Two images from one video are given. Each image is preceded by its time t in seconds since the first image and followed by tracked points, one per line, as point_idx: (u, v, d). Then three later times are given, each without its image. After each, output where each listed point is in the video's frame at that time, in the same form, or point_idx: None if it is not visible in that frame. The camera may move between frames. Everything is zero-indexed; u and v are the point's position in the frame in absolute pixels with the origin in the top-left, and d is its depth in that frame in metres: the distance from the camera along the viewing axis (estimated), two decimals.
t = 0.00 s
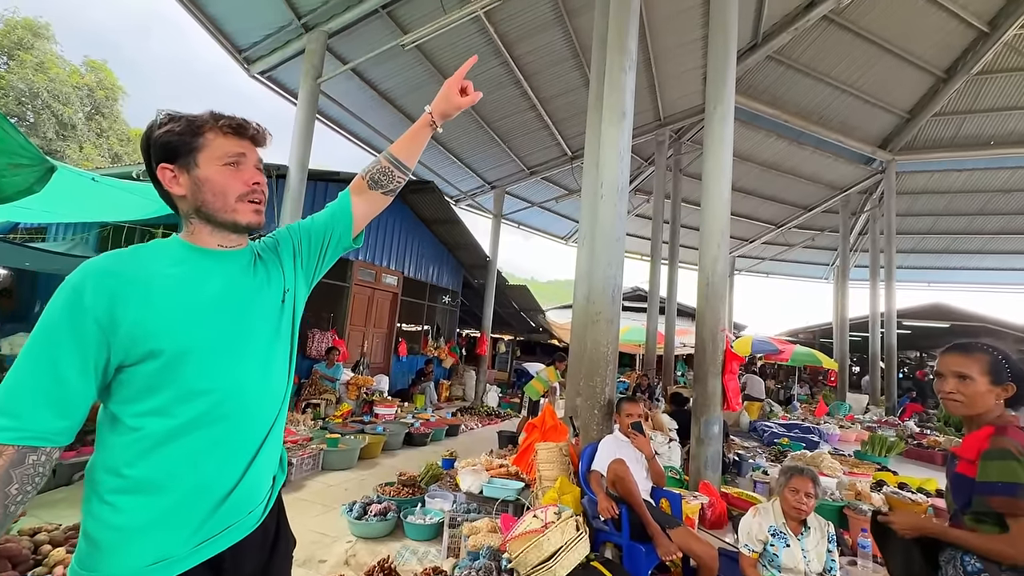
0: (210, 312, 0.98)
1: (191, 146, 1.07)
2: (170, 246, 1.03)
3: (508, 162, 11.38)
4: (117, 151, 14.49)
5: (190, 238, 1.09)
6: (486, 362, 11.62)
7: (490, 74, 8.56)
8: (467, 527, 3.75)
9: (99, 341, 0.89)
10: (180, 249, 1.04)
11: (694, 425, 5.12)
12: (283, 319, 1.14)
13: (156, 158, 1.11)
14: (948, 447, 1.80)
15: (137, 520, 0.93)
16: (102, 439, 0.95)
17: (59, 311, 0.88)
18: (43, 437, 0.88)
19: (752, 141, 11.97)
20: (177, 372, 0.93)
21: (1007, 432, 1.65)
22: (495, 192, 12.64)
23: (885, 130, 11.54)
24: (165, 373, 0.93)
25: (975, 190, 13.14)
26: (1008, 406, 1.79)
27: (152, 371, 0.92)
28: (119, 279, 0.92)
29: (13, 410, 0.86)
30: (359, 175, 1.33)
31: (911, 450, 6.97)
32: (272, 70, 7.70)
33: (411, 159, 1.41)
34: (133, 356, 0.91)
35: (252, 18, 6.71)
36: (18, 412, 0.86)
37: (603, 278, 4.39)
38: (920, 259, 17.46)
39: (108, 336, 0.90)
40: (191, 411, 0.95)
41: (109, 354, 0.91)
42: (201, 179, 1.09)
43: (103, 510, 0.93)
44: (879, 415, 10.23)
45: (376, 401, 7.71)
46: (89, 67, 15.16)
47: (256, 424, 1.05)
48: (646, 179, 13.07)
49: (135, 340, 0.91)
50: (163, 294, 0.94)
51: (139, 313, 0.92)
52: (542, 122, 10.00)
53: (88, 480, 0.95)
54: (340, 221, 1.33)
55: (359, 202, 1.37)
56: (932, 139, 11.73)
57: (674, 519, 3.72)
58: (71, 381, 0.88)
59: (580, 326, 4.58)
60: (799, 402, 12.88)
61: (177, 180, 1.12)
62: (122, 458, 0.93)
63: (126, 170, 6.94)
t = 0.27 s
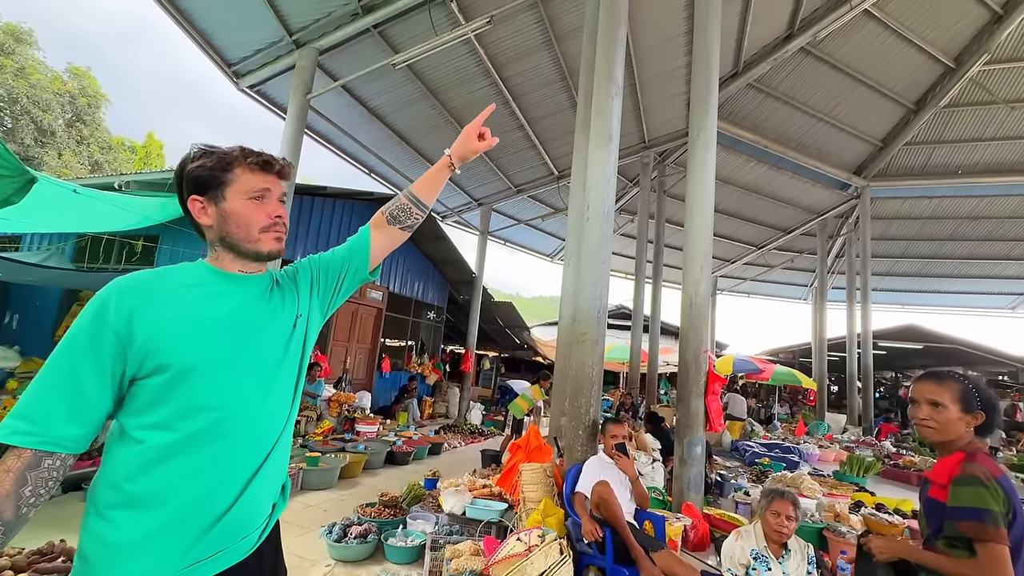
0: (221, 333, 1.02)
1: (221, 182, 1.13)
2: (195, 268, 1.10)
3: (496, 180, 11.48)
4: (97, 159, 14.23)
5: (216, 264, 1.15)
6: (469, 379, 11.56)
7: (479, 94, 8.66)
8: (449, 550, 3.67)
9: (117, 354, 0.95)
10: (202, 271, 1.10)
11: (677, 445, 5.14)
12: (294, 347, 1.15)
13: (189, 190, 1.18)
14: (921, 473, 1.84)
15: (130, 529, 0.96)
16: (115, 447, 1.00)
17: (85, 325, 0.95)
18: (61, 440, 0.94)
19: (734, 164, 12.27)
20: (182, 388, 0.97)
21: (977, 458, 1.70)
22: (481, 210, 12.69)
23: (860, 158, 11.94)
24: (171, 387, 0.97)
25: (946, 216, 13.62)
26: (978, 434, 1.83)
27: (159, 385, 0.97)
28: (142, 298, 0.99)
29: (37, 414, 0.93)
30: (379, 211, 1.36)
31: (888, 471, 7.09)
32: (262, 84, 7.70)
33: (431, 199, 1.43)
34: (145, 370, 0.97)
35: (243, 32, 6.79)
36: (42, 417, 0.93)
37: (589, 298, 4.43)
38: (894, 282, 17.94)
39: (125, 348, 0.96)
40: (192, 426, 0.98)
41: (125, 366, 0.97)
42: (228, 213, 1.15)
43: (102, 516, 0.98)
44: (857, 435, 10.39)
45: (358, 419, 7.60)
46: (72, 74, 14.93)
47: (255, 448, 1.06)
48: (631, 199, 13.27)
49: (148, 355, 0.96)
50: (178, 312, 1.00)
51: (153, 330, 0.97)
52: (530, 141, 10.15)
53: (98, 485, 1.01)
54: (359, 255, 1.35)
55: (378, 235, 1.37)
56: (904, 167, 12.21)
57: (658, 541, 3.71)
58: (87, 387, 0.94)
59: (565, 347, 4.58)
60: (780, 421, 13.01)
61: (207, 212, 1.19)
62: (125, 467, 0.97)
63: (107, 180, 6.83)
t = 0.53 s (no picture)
0: (211, 355, 1.06)
1: (227, 222, 1.19)
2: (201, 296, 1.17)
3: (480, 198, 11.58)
4: (72, 167, 13.95)
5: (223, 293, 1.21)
6: (449, 396, 11.49)
7: (465, 114, 8.78)
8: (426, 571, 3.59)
9: (117, 369, 1.02)
10: (207, 298, 1.16)
11: (654, 465, 5.18)
12: (284, 376, 1.17)
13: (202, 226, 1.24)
14: (883, 494, 1.92)
15: (106, 537, 0.99)
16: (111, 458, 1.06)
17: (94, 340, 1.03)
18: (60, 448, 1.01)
19: (712, 188, 12.59)
20: (168, 406, 1.01)
21: (934, 480, 1.77)
22: (465, 227, 12.77)
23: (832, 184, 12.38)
24: (160, 405, 1.02)
25: (914, 241, 14.12)
26: (933, 456, 1.91)
27: (149, 401, 1.02)
28: (148, 319, 1.06)
29: (45, 422, 1.01)
30: (384, 253, 1.38)
31: (861, 490, 7.22)
32: (247, 98, 7.71)
33: (435, 243, 1.43)
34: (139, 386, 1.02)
35: (230, 47, 6.82)
36: (47, 424, 1.01)
37: (569, 317, 4.48)
38: (867, 304, 18.44)
39: (126, 365, 1.03)
40: (173, 444, 1.01)
41: (124, 382, 1.03)
42: (232, 250, 1.21)
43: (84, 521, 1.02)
44: (831, 454, 10.56)
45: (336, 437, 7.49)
46: (50, 80, 14.68)
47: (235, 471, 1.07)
48: (612, 219, 13.48)
49: (143, 372, 1.02)
50: (173, 333, 1.05)
51: (150, 349, 1.03)
52: (514, 161, 10.31)
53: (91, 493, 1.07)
54: (360, 295, 1.36)
55: (381, 277, 1.40)
56: (874, 193, 12.69)
57: (634, 562, 3.72)
58: (89, 402, 1.02)
59: (545, 366, 4.61)
60: (758, 440, 13.16)
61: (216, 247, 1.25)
62: (111, 476, 1.02)
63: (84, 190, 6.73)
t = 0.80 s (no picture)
0: (168, 382, 1.08)
1: (180, 246, 1.22)
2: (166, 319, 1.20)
3: (459, 215, 11.66)
4: (37, 174, 13.57)
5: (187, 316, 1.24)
6: (424, 415, 11.38)
7: (445, 133, 8.87)
8: None
9: (73, 393, 1.05)
10: (174, 323, 1.18)
11: (626, 484, 5.23)
12: (248, 403, 1.17)
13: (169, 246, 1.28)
14: (837, 512, 1.98)
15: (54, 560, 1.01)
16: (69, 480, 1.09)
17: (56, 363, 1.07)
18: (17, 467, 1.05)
19: (686, 210, 12.92)
20: (123, 432, 1.03)
21: (884, 501, 1.85)
22: (444, 243, 12.79)
23: (800, 208, 12.83)
24: (114, 431, 1.03)
25: (876, 265, 14.68)
26: (882, 477, 2.00)
27: (103, 427, 1.04)
28: (107, 344, 1.09)
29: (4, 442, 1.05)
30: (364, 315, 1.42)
31: (828, 508, 7.38)
32: (225, 111, 7.68)
33: (407, 313, 1.45)
34: (93, 411, 1.05)
35: (210, 61, 6.82)
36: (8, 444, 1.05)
37: (544, 338, 4.53)
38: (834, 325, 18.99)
39: (82, 388, 1.06)
40: (127, 472, 1.02)
41: (81, 406, 1.06)
42: (187, 273, 1.24)
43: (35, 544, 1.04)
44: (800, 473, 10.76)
45: (306, 456, 7.35)
46: (17, 85, 14.31)
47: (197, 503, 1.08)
48: (590, 239, 13.68)
49: (97, 398, 1.04)
50: (134, 359, 1.08)
51: (107, 375, 1.06)
52: (494, 181, 10.44)
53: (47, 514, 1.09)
54: (344, 339, 1.40)
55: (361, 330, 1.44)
56: (838, 219, 13.20)
57: None
58: (44, 426, 1.05)
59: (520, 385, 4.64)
60: (730, 459, 13.33)
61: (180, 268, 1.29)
62: (64, 501, 1.03)
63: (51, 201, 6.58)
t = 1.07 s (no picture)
0: (84, 424, 0.96)
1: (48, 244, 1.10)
2: (70, 334, 1.10)
3: (434, 230, 11.68)
4: None
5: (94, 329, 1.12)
6: (395, 431, 11.23)
7: (422, 149, 8.91)
8: None
9: None
10: (90, 348, 1.07)
11: (595, 500, 5.26)
12: (186, 440, 1.05)
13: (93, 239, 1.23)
14: (791, 528, 2.05)
15: None
16: None
17: None
18: None
19: (657, 230, 13.22)
20: (28, 482, 0.93)
21: (833, 515, 1.94)
22: (419, 257, 12.76)
23: (765, 230, 13.27)
24: (21, 478, 0.93)
25: (837, 286, 15.26)
26: (832, 493, 2.09)
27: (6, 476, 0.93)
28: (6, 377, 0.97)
29: None
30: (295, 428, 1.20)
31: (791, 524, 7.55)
32: (196, 120, 7.58)
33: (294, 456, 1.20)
34: None
35: (182, 69, 6.75)
36: None
37: (515, 354, 4.56)
38: (799, 344, 19.57)
39: None
40: (41, 528, 0.93)
41: None
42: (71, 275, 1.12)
43: None
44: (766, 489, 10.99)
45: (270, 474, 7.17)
46: None
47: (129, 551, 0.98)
48: (564, 256, 13.84)
49: None
50: (38, 393, 0.97)
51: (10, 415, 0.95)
52: (469, 197, 10.52)
53: None
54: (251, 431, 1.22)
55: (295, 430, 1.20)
56: (801, 242, 13.72)
57: None
58: None
59: (491, 402, 4.64)
60: (698, 475, 13.52)
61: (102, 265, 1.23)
62: None
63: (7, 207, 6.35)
